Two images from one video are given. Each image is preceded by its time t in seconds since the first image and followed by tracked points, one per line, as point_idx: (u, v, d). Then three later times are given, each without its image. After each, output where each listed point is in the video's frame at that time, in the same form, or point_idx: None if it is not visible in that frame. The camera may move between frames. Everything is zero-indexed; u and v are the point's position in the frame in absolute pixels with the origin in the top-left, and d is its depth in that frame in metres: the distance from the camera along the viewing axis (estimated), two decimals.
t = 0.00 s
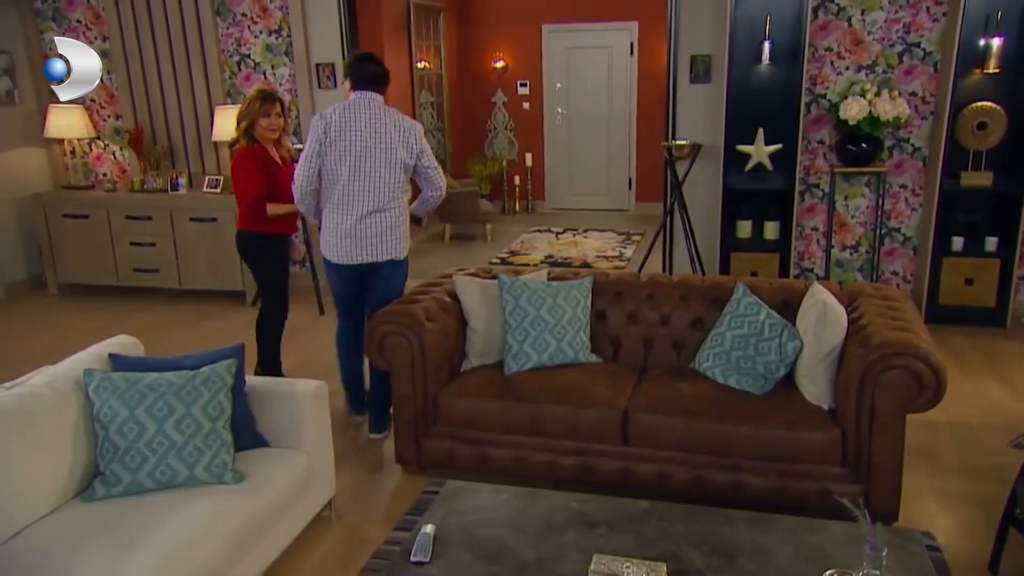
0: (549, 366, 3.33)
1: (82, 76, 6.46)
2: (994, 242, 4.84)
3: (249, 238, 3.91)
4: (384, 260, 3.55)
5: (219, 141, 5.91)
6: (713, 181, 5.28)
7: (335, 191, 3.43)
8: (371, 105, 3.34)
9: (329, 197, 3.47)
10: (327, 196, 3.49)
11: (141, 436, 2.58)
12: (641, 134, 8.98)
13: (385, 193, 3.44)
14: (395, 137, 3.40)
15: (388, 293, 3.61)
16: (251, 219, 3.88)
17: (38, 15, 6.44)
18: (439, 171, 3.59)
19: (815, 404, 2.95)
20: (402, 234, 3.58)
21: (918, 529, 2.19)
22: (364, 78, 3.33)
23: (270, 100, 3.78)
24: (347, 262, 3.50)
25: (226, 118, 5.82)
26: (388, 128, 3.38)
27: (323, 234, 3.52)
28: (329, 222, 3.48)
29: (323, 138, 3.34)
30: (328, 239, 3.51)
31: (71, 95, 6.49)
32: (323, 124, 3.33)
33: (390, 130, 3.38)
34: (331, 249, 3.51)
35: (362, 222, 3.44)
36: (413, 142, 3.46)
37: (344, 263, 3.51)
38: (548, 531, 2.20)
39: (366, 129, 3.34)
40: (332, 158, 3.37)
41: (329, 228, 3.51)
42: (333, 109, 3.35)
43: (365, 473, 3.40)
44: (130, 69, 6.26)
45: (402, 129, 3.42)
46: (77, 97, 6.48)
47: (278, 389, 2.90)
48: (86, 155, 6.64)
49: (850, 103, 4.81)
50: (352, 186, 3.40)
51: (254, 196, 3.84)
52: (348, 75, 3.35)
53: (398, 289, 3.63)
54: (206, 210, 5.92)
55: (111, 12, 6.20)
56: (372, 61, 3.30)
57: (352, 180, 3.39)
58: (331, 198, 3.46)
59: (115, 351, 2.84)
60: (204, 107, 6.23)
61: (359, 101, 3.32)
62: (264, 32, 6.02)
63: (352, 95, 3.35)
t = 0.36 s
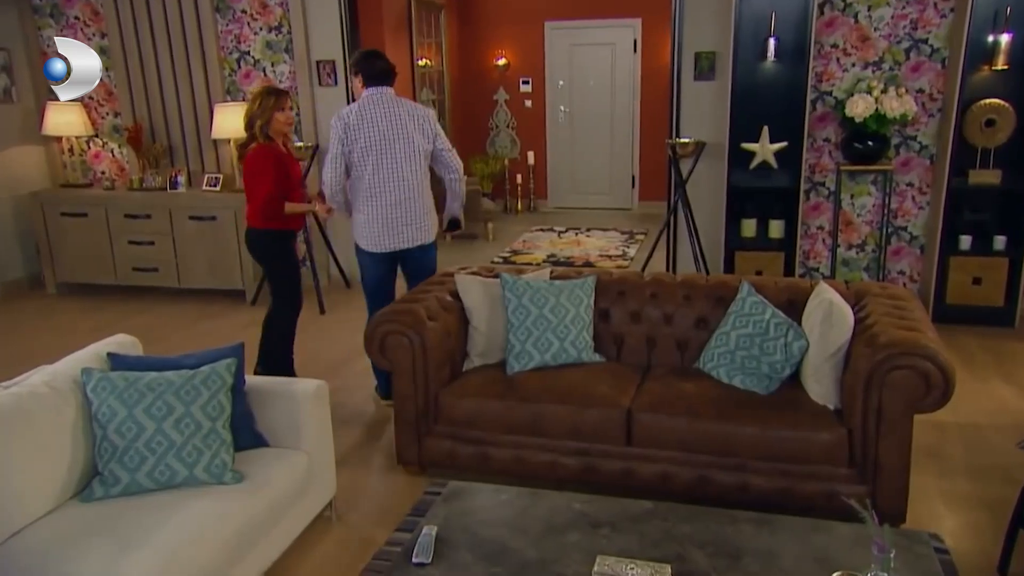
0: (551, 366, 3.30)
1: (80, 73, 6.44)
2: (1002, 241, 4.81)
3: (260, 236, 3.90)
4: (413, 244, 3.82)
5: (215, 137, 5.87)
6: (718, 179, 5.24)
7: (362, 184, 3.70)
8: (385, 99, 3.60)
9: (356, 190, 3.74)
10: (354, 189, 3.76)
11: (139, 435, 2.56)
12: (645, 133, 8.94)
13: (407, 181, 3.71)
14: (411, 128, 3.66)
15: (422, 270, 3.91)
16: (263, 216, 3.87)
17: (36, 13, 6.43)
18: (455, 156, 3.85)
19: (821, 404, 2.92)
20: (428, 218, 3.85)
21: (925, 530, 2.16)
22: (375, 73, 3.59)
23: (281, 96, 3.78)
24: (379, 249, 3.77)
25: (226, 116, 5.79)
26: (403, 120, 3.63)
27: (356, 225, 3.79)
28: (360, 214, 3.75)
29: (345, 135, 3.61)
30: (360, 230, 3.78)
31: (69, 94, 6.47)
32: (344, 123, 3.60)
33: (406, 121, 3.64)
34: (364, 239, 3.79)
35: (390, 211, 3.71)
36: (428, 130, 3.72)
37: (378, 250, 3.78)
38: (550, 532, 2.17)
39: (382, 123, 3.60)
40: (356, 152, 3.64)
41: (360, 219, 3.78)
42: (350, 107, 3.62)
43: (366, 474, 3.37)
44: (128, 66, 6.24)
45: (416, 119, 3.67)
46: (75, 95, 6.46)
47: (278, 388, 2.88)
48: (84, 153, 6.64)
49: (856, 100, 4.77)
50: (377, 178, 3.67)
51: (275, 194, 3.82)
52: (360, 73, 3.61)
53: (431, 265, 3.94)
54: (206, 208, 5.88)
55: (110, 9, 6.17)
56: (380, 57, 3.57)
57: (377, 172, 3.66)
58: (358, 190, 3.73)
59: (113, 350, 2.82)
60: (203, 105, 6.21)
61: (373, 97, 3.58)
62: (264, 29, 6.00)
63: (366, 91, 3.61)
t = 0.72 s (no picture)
0: (553, 366, 3.24)
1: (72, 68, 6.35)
2: (1015, 240, 4.72)
3: (284, 229, 3.87)
4: (456, 234, 3.85)
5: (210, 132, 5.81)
6: (723, 176, 5.17)
7: (409, 173, 3.73)
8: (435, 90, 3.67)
9: (401, 180, 3.76)
10: (398, 180, 3.78)
11: (131, 437, 2.51)
12: (649, 129, 8.87)
13: (454, 172, 3.77)
14: (458, 120, 3.73)
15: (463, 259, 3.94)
16: (284, 210, 3.86)
17: (26, 6, 6.39)
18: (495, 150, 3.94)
19: (830, 405, 2.85)
20: (467, 209, 3.89)
21: (938, 534, 2.09)
22: (419, 66, 3.65)
23: (302, 91, 3.85)
24: (423, 240, 3.79)
25: (222, 112, 5.76)
26: (453, 113, 3.70)
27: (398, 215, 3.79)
28: (405, 204, 3.75)
29: (396, 126, 3.64)
30: (403, 220, 3.78)
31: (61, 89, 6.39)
32: (395, 113, 3.63)
33: (455, 113, 3.71)
34: (407, 229, 3.78)
35: (437, 201, 3.75)
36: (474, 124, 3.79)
37: (421, 241, 3.79)
38: (551, 535, 2.11)
39: (434, 114, 3.66)
40: (406, 143, 3.67)
41: (403, 210, 3.78)
42: (400, 99, 3.65)
43: (362, 476, 3.30)
44: (120, 61, 6.16)
45: (464, 112, 3.75)
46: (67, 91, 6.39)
47: (273, 388, 2.82)
48: (76, 149, 6.57)
49: (865, 95, 4.69)
50: (425, 168, 3.71)
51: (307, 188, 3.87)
52: (403, 66, 3.66)
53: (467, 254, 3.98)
54: (200, 206, 5.78)
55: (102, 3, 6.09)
56: (423, 52, 3.64)
57: (426, 162, 3.70)
58: (404, 180, 3.75)
59: (104, 349, 2.77)
60: (197, 100, 6.14)
61: (424, 89, 3.64)
62: (259, 23, 5.96)
63: (414, 82, 3.66)
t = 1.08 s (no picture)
0: (553, 379, 3.17)
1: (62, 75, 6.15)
2: None
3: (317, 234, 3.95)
4: (494, 230, 4.13)
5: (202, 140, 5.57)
6: (727, 185, 5.11)
7: (453, 172, 3.99)
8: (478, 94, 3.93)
9: (444, 178, 4.02)
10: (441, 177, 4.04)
11: (119, 451, 2.44)
12: (650, 137, 8.83)
13: (493, 171, 4.03)
14: (499, 123, 4.00)
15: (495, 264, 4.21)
16: (314, 215, 3.92)
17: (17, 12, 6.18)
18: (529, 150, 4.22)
19: (837, 419, 2.77)
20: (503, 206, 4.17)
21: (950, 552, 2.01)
22: (460, 70, 3.90)
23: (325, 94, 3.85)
24: (463, 234, 4.07)
25: (216, 118, 5.51)
26: (491, 115, 3.96)
27: (441, 211, 4.06)
28: (446, 200, 4.03)
29: (439, 127, 3.90)
30: (445, 216, 4.05)
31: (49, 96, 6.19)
32: (439, 115, 3.89)
33: (496, 116, 3.98)
34: (449, 224, 4.06)
35: (476, 199, 4.02)
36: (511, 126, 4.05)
37: (462, 236, 4.08)
38: (552, 552, 2.04)
39: (475, 117, 3.92)
40: (448, 143, 3.94)
41: (446, 206, 4.04)
42: (442, 101, 3.92)
43: (357, 494, 3.23)
44: (110, 67, 5.94)
45: (502, 115, 4.01)
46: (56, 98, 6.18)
47: (266, 401, 2.75)
48: (67, 158, 6.37)
49: (871, 103, 4.64)
50: (466, 168, 3.98)
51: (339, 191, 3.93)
52: (445, 70, 3.90)
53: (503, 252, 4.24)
54: (194, 216, 5.57)
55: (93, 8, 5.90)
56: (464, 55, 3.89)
57: (467, 162, 3.98)
58: (447, 178, 4.01)
59: (92, 362, 2.71)
60: (190, 110, 5.91)
61: (469, 93, 3.90)
62: (254, 29, 5.73)
63: (458, 86, 3.91)
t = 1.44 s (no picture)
0: (552, 404, 3.09)
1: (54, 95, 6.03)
2: None
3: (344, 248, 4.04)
4: (521, 244, 4.14)
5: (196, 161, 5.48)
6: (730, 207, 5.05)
7: (478, 187, 4.03)
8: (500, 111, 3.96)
9: (470, 194, 4.06)
10: (467, 193, 4.07)
11: (105, 479, 2.38)
12: (651, 158, 8.81)
13: (517, 186, 4.05)
14: (522, 139, 4.02)
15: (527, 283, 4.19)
16: (343, 230, 4.00)
17: (9, 32, 6.03)
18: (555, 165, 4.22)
19: (844, 446, 2.69)
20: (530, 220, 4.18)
21: None
22: (483, 90, 3.95)
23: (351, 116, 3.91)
24: (490, 249, 4.09)
25: (209, 139, 5.45)
26: (514, 131, 3.98)
27: (468, 227, 4.09)
28: (472, 216, 4.07)
29: (463, 144, 3.94)
30: (473, 231, 4.08)
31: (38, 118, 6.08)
32: (462, 133, 3.94)
33: (519, 132, 4.00)
34: (476, 239, 4.08)
35: (502, 214, 4.04)
36: (536, 141, 4.07)
37: (488, 250, 4.09)
38: None
39: (498, 133, 3.95)
40: (472, 160, 3.98)
41: (472, 221, 4.08)
42: (465, 119, 3.96)
43: (350, 523, 3.14)
44: (102, 86, 5.83)
45: (526, 131, 4.03)
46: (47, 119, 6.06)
47: (257, 427, 2.68)
48: (57, 179, 6.23)
49: (875, 124, 4.58)
50: (491, 184, 4.01)
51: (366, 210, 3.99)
52: (468, 90, 3.95)
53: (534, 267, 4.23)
54: (186, 238, 5.51)
55: (86, 27, 5.81)
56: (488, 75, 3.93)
57: (492, 178, 4.00)
58: (473, 193, 4.05)
59: (79, 387, 2.65)
60: (184, 130, 5.81)
61: (490, 111, 3.94)
62: (249, 49, 5.63)
63: (480, 104, 3.96)
